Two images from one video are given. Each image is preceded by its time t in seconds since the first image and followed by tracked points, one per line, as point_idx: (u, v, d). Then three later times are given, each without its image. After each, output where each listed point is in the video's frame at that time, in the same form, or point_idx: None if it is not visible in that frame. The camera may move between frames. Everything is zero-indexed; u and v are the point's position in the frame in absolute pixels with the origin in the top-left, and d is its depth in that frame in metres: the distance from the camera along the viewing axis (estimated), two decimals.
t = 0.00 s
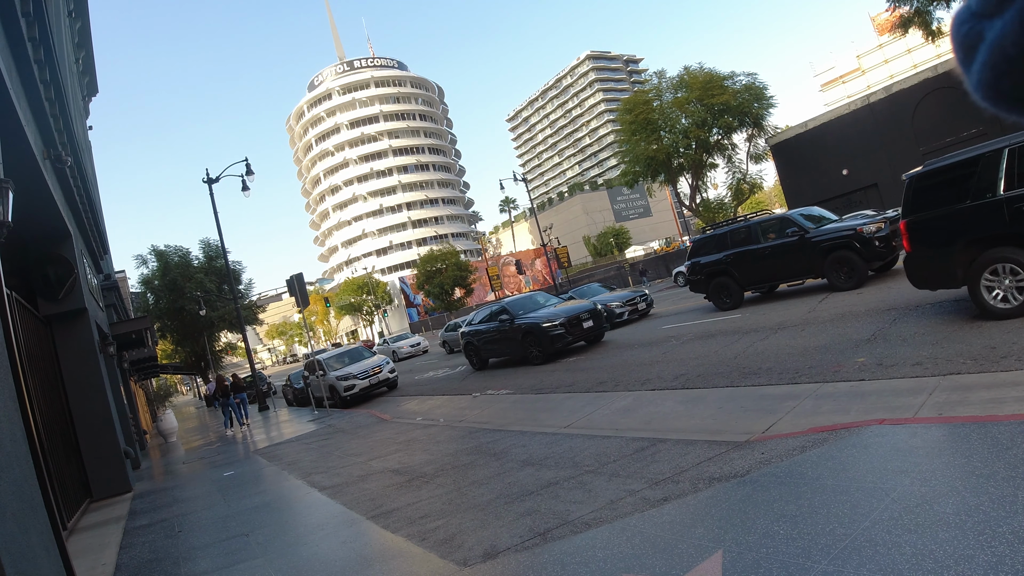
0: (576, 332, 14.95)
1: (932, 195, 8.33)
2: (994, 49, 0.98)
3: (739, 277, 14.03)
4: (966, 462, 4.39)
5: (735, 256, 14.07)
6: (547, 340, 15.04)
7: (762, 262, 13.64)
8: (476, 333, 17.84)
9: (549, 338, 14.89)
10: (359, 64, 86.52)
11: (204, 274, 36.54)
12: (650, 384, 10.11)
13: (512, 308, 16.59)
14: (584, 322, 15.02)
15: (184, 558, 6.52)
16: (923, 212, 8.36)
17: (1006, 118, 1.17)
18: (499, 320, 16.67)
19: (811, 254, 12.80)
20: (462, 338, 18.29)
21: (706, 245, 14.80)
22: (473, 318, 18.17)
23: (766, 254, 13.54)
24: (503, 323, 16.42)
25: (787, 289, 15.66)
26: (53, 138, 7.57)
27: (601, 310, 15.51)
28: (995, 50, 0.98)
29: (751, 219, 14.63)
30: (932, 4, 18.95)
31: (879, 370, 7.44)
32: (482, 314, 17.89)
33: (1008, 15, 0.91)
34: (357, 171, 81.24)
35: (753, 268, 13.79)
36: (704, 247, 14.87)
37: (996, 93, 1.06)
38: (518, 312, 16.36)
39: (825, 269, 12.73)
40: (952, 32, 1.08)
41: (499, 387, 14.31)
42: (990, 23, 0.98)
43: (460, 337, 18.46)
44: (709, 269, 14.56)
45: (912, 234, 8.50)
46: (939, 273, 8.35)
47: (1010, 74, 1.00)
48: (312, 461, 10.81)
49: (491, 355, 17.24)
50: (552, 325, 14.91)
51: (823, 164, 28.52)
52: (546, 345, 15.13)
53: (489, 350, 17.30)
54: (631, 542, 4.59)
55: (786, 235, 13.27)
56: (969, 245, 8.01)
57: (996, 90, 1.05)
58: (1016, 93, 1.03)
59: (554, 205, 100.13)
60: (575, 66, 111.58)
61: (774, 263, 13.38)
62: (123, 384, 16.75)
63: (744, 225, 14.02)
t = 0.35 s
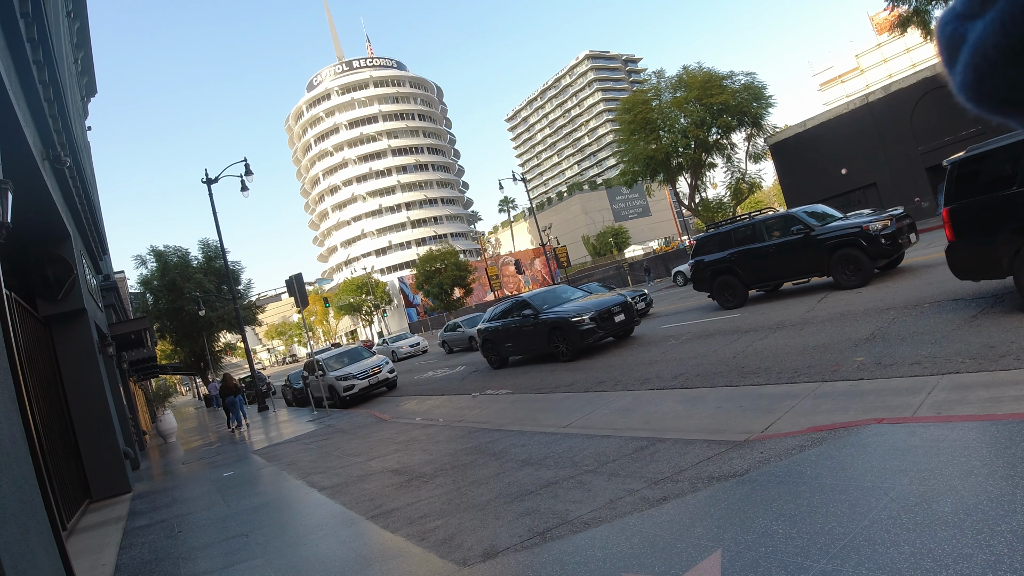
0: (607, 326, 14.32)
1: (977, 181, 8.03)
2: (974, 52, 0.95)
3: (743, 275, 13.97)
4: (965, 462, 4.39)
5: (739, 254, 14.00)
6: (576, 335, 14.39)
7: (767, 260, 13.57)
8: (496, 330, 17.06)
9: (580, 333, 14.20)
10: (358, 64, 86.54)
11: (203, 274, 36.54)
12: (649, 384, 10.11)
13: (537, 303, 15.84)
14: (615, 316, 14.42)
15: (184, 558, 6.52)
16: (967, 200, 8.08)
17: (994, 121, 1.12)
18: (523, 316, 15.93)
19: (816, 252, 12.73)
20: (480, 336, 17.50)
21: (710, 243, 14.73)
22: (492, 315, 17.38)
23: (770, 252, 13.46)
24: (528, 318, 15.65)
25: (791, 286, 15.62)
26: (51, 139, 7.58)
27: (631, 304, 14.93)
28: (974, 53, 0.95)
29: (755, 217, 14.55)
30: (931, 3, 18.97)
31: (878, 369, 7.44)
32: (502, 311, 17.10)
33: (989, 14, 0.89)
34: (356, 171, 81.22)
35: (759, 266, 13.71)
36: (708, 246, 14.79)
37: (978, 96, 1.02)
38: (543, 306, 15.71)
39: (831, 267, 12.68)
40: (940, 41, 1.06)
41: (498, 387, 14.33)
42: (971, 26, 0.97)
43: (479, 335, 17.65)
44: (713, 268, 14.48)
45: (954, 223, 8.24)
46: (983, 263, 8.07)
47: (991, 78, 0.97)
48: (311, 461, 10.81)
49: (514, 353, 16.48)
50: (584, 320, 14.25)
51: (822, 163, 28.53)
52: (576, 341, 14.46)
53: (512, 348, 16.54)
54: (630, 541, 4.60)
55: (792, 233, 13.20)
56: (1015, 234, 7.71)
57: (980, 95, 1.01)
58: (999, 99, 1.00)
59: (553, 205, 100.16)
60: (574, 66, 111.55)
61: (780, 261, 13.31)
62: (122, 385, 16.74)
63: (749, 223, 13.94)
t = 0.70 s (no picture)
0: (645, 322, 12.94)
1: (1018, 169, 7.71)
2: (967, 50, 0.95)
3: (753, 274, 13.79)
4: (969, 462, 4.37)
5: (749, 253, 13.80)
6: (610, 330, 13.04)
7: (777, 258, 13.36)
8: (521, 326, 15.61)
9: (616, 329, 12.80)
10: (359, 65, 86.68)
11: (205, 276, 36.62)
12: (652, 384, 10.10)
13: (566, 296, 14.41)
14: (652, 312, 13.07)
15: (188, 559, 6.53)
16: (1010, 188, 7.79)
17: (986, 119, 1.12)
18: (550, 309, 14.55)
19: (827, 250, 12.54)
20: (503, 332, 16.05)
21: (719, 241, 14.50)
22: (516, 309, 15.91)
23: (780, 250, 13.26)
24: (557, 312, 14.22)
25: (801, 285, 15.46)
26: (54, 142, 7.62)
27: (670, 298, 13.52)
28: (968, 51, 0.94)
29: (763, 214, 14.34)
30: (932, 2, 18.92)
31: (880, 369, 7.43)
32: (527, 305, 15.64)
33: (982, 12, 0.88)
34: (359, 172, 81.31)
35: (769, 264, 13.52)
36: (717, 243, 14.57)
37: (971, 94, 1.02)
38: (572, 300, 14.34)
39: (843, 265, 12.48)
40: (935, 38, 1.06)
41: (501, 388, 14.33)
42: (965, 23, 0.96)
43: (502, 330, 16.18)
44: (723, 266, 14.28)
45: (998, 211, 8.03)
46: None
47: (983, 75, 0.97)
48: (315, 463, 10.82)
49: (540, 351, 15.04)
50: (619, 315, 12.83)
51: (825, 163, 28.46)
52: (609, 337, 13.07)
53: (538, 345, 15.10)
54: (633, 541, 4.60)
55: (802, 230, 12.98)
56: None
57: (975, 93, 1.00)
58: (994, 97, 0.99)
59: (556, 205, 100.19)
60: (576, 66, 111.61)
61: (790, 259, 13.10)
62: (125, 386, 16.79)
63: (758, 221, 13.72)
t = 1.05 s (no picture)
0: (683, 316, 12.18)
1: None
2: (966, 49, 0.94)
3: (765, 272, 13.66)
4: (973, 461, 4.35)
5: (760, 250, 13.65)
6: (643, 325, 12.27)
7: (790, 254, 13.20)
8: (544, 322, 14.76)
9: (651, 323, 12.03)
10: (360, 66, 86.76)
11: (207, 278, 36.67)
12: (654, 385, 10.08)
13: (595, 289, 13.59)
14: (690, 305, 12.33)
15: (191, 561, 6.53)
16: None
17: (986, 118, 1.12)
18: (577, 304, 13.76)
19: (840, 247, 12.38)
20: (525, 328, 15.19)
21: (730, 238, 14.33)
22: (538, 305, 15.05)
23: (792, 247, 13.10)
24: (585, 307, 13.40)
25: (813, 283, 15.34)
26: (56, 143, 7.65)
27: (706, 290, 12.82)
28: (966, 50, 0.94)
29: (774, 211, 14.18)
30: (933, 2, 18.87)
31: (882, 369, 7.42)
32: (551, 299, 14.78)
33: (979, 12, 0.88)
34: (360, 173, 81.36)
35: (781, 262, 13.36)
36: (727, 241, 14.40)
37: (968, 92, 1.02)
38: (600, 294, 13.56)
39: (856, 261, 12.33)
40: (932, 33, 1.05)
41: (504, 388, 14.31)
42: (963, 23, 0.96)
43: (523, 327, 15.32)
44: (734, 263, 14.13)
45: None
46: None
47: (983, 73, 0.96)
48: (317, 464, 10.83)
49: (566, 348, 14.20)
50: (655, 308, 12.07)
51: (827, 162, 28.41)
52: (643, 333, 12.30)
53: (564, 342, 14.26)
54: (636, 542, 4.59)
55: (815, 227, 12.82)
56: None
57: (972, 91, 1.00)
58: (993, 94, 0.99)
59: (557, 206, 100.21)
60: (577, 67, 111.57)
61: (803, 256, 12.92)
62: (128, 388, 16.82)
63: (769, 217, 13.58)
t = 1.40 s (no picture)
0: (720, 311, 11.55)
1: None
2: (981, 44, 0.94)
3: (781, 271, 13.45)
4: (977, 462, 4.34)
5: (775, 249, 13.42)
6: (678, 322, 11.61)
7: (805, 253, 12.96)
8: (568, 319, 14.04)
9: (687, 319, 11.37)
10: (363, 69, 87.00)
11: (211, 280, 36.77)
12: (658, 386, 10.06)
13: (623, 284, 12.88)
14: (727, 299, 11.69)
15: (194, 563, 6.54)
16: None
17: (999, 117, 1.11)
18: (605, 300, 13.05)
19: (858, 245, 12.14)
20: (547, 326, 14.48)
21: (745, 237, 14.09)
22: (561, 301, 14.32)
23: (809, 246, 12.87)
24: (613, 302, 12.70)
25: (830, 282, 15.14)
26: (58, 145, 7.64)
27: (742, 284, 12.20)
28: (981, 46, 0.94)
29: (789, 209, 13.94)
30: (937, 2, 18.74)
31: (886, 370, 7.39)
32: (575, 295, 14.05)
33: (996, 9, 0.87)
34: (363, 175, 81.47)
35: (797, 261, 13.13)
36: (741, 239, 14.19)
37: (985, 89, 1.01)
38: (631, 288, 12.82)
39: (874, 259, 12.08)
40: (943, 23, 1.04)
41: (507, 390, 14.29)
42: (976, 19, 0.95)
43: (545, 325, 14.61)
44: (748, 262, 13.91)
45: None
46: None
47: (998, 68, 0.96)
48: (321, 466, 10.84)
49: (593, 346, 13.49)
50: (691, 303, 11.42)
51: (831, 163, 28.34)
52: (678, 329, 11.63)
53: (590, 340, 13.54)
54: (639, 543, 4.59)
55: (831, 224, 12.59)
56: None
57: (985, 88, 1.01)
58: (1008, 91, 0.99)
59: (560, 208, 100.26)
60: (579, 68, 111.60)
61: (819, 254, 12.68)
62: (131, 390, 16.85)
63: (785, 215, 13.34)
